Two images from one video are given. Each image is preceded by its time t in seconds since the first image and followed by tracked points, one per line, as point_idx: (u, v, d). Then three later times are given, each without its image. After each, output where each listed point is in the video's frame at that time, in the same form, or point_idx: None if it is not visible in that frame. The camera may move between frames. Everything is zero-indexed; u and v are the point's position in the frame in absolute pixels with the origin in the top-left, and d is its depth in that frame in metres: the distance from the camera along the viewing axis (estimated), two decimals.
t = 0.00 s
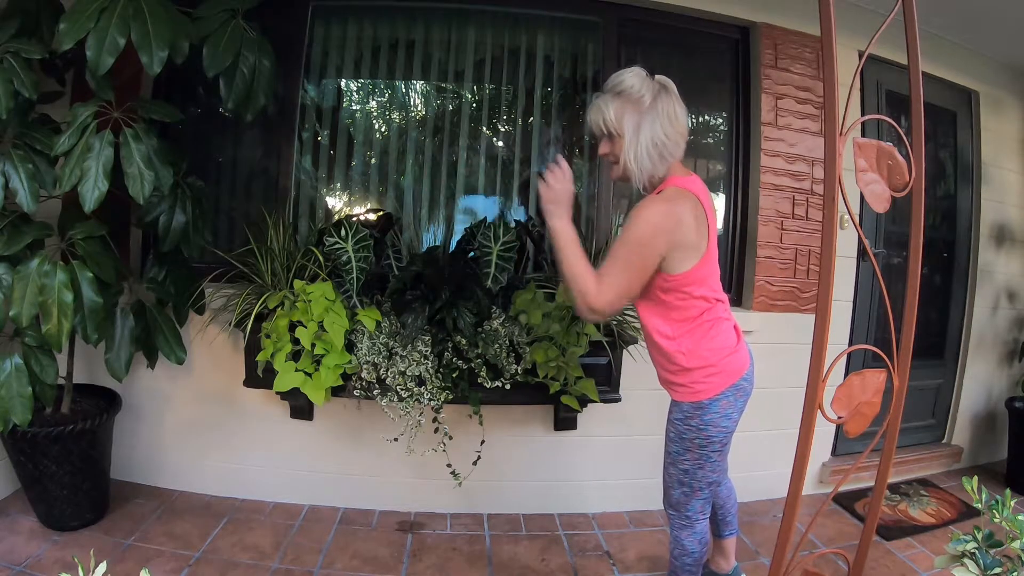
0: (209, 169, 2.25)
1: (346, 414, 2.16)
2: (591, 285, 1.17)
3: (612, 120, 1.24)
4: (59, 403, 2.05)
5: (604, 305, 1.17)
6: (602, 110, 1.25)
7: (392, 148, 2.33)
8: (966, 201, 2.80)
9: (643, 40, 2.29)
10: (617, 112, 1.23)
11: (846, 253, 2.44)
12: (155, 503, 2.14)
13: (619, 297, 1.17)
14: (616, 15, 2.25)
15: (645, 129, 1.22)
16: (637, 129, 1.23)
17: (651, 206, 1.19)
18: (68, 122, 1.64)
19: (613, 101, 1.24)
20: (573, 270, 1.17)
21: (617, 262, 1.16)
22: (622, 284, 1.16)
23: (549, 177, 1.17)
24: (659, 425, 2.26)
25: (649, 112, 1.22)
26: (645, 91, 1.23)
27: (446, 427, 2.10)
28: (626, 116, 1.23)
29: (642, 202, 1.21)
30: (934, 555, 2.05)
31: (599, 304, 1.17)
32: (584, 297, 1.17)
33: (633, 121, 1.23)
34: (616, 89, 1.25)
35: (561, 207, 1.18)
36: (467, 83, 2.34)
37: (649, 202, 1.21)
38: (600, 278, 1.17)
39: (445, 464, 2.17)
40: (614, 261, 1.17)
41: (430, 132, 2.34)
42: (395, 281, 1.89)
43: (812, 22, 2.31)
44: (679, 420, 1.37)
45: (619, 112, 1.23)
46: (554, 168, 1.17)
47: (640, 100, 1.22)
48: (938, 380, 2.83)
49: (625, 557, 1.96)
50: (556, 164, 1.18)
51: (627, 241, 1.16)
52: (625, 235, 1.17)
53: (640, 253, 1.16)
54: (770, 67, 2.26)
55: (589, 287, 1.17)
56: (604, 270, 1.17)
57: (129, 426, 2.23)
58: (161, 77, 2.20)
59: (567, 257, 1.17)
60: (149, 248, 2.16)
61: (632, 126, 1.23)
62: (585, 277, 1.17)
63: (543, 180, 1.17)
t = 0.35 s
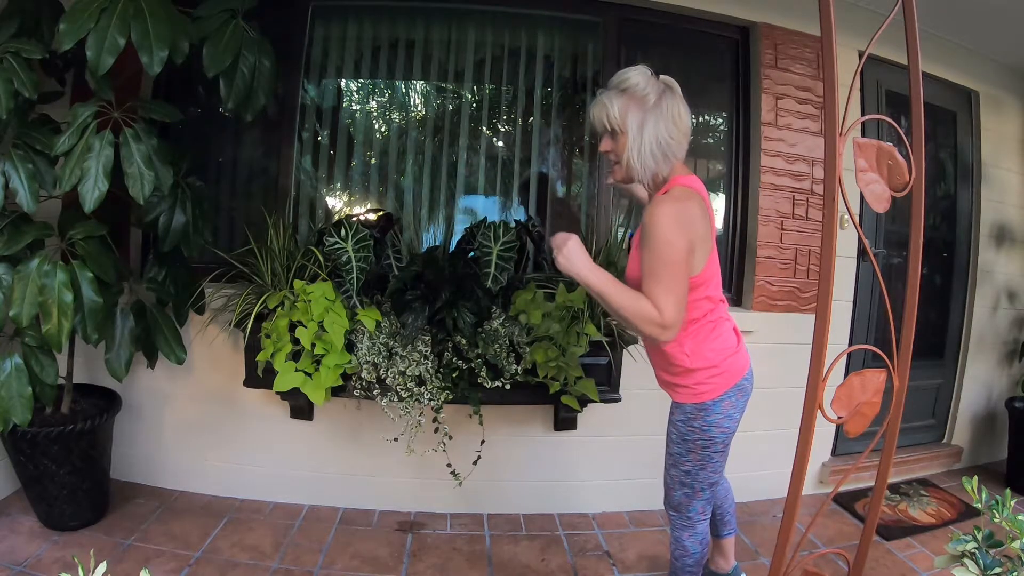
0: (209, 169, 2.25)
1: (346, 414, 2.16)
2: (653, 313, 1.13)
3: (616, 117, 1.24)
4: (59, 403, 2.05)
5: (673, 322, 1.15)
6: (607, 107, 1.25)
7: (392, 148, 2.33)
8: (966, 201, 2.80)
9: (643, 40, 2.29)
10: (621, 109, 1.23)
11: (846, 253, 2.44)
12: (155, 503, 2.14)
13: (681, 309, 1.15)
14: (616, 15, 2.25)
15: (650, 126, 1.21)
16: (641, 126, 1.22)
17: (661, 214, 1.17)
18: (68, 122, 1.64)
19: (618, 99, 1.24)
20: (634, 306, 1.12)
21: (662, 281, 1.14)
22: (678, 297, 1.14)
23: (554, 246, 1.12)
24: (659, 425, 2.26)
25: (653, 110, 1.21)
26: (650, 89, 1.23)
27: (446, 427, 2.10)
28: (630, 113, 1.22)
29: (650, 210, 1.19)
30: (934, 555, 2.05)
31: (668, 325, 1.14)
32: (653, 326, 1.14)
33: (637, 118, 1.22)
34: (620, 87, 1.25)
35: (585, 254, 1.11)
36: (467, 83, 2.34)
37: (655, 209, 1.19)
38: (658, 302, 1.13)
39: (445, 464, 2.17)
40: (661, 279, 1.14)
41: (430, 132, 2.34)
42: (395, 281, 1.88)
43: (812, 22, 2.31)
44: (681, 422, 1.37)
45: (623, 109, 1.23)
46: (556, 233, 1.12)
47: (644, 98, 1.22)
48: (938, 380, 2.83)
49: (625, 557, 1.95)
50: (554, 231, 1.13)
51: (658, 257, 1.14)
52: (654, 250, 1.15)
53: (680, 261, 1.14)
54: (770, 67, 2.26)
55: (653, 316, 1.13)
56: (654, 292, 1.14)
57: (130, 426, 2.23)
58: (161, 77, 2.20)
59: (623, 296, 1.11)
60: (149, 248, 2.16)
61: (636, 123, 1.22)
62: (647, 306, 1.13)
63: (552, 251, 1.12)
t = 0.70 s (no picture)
0: (209, 169, 2.25)
1: (346, 414, 2.16)
2: (670, 313, 1.13)
3: (618, 115, 1.24)
4: (59, 403, 2.05)
5: (692, 320, 1.14)
6: (609, 105, 1.26)
7: (392, 148, 2.33)
8: (966, 201, 2.80)
9: (643, 40, 2.29)
10: (624, 108, 1.23)
11: (846, 253, 2.44)
12: (155, 503, 2.14)
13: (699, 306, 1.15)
14: (616, 15, 2.25)
15: (652, 123, 1.21)
16: (643, 124, 1.22)
17: (667, 214, 1.17)
18: (69, 122, 1.64)
19: (621, 97, 1.25)
20: (649, 308, 1.13)
21: (675, 282, 1.14)
22: (694, 295, 1.14)
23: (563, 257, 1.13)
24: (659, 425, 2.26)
25: (656, 107, 1.21)
26: (652, 87, 1.23)
27: (446, 427, 2.10)
28: (633, 111, 1.22)
29: (655, 210, 1.19)
30: (934, 555, 2.05)
31: (686, 323, 1.14)
32: (671, 326, 1.14)
33: (639, 115, 1.22)
34: (623, 85, 1.25)
35: (594, 261, 1.12)
36: (467, 83, 2.34)
37: (661, 209, 1.19)
38: (674, 301, 1.14)
39: (445, 464, 2.17)
40: (674, 279, 1.14)
41: (430, 132, 2.34)
42: (395, 281, 1.88)
43: (812, 22, 2.31)
44: (680, 423, 1.37)
45: (626, 106, 1.23)
46: (563, 242, 1.13)
47: (647, 96, 1.22)
48: (938, 380, 2.83)
49: (625, 557, 1.96)
50: (562, 240, 1.14)
51: (668, 258, 1.14)
52: (664, 251, 1.15)
53: (691, 259, 1.14)
54: (770, 67, 2.26)
55: (669, 316, 1.13)
56: (670, 293, 1.14)
57: (130, 426, 2.23)
58: (161, 77, 2.20)
59: (637, 299, 1.12)
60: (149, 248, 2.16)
61: (639, 122, 1.22)
62: (663, 307, 1.13)
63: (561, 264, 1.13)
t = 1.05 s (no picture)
0: (209, 169, 2.25)
1: (346, 414, 2.16)
2: (680, 314, 1.14)
3: (620, 110, 1.24)
4: (59, 403, 2.05)
5: (703, 319, 1.14)
6: (612, 100, 1.26)
7: (392, 148, 2.33)
8: (966, 201, 2.80)
9: (643, 40, 2.29)
10: (626, 102, 1.23)
11: (846, 253, 2.44)
12: (155, 503, 2.14)
13: (708, 304, 1.15)
14: (616, 15, 2.25)
15: (654, 119, 1.21)
16: (645, 119, 1.21)
17: (670, 214, 1.16)
18: (69, 122, 1.64)
19: (623, 91, 1.24)
20: (657, 310, 1.13)
21: (682, 282, 1.14)
22: (703, 293, 1.14)
23: (563, 268, 1.12)
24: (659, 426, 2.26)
25: (658, 103, 1.21)
26: (656, 83, 1.23)
27: (446, 427, 2.10)
28: (635, 105, 1.22)
29: (658, 211, 1.19)
30: (934, 555, 2.05)
31: (697, 322, 1.14)
32: (682, 326, 1.14)
33: (641, 111, 1.22)
34: (626, 79, 1.25)
35: (596, 269, 1.12)
36: (467, 83, 2.34)
37: (663, 209, 1.19)
38: (683, 302, 1.14)
39: (445, 464, 2.17)
40: (682, 279, 1.14)
41: (430, 132, 2.34)
42: (395, 281, 1.88)
43: (812, 22, 2.31)
44: (673, 425, 1.36)
45: (628, 102, 1.23)
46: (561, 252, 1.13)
47: (650, 91, 1.22)
48: (938, 380, 2.83)
49: (625, 557, 1.96)
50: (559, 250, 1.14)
51: (674, 258, 1.14)
52: (671, 252, 1.15)
53: (697, 259, 1.14)
54: (770, 67, 2.26)
55: (679, 317, 1.13)
56: (679, 294, 1.14)
57: (130, 426, 2.23)
58: (161, 78, 2.21)
59: (644, 302, 1.13)
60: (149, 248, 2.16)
61: (641, 117, 1.22)
62: (672, 308, 1.13)
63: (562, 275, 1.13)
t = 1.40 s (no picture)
0: (209, 169, 2.25)
1: (346, 414, 2.16)
2: (684, 312, 1.14)
3: (621, 107, 1.24)
4: (59, 403, 2.05)
5: (708, 316, 1.14)
6: (612, 97, 1.26)
7: (392, 148, 2.33)
8: (966, 201, 2.80)
9: (643, 40, 2.29)
10: (627, 99, 1.23)
11: (846, 253, 2.44)
12: (155, 503, 2.14)
13: (712, 301, 1.15)
14: (616, 15, 2.25)
15: (655, 116, 1.21)
16: (645, 117, 1.21)
17: (671, 212, 1.16)
18: (69, 122, 1.64)
19: (625, 88, 1.24)
20: (659, 310, 1.13)
21: (685, 280, 1.14)
22: (707, 291, 1.14)
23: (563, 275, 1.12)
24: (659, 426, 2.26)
25: (660, 101, 1.21)
26: (657, 81, 1.23)
27: (446, 427, 2.10)
28: (636, 103, 1.22)
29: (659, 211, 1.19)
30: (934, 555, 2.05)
31: (703, 319, 1.14)
32: (687, 324, 1.14)
33: (642, 108, 1.22)
34: (627, 76, 1.25)
35: (596, 272, 1.13)
36: (467, 83, 2.34)
37: (664, 207, 1.19)
38: (687, 300, 1.14)
39: (445, 464, 2.17)
40: (685, 278, 1.14)
41: (430, 132, 2.34)
42: (395, 281, 1.88)
43: (812, 22, 2.31)
44: (672, 427, 1.36)
45: (628, 99, 1.23)
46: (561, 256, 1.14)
47: (651, 89, 1.22)
48: (938, 380, 2.83)
49: (625, 557, 1.96)
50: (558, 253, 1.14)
51: (676, 256, 1.15)
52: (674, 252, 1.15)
53: (700, 257, 1.13)
54: (770, 67, 2.26)
55: (684, 315, 1.13)
56: (683, 292, 1.14)
57: (130, 426, 2.23)
58: (161, 78, 2.20)
59: (647, 302, 1.13)
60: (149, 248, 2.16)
61: (641, 114, 1.22)
62: (677, 306, 1.13)
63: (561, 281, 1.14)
